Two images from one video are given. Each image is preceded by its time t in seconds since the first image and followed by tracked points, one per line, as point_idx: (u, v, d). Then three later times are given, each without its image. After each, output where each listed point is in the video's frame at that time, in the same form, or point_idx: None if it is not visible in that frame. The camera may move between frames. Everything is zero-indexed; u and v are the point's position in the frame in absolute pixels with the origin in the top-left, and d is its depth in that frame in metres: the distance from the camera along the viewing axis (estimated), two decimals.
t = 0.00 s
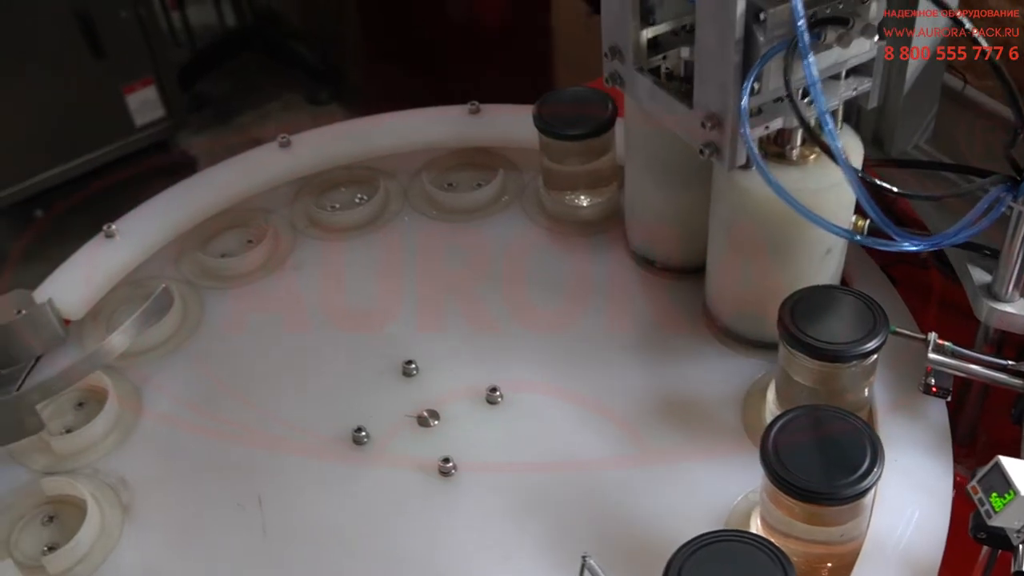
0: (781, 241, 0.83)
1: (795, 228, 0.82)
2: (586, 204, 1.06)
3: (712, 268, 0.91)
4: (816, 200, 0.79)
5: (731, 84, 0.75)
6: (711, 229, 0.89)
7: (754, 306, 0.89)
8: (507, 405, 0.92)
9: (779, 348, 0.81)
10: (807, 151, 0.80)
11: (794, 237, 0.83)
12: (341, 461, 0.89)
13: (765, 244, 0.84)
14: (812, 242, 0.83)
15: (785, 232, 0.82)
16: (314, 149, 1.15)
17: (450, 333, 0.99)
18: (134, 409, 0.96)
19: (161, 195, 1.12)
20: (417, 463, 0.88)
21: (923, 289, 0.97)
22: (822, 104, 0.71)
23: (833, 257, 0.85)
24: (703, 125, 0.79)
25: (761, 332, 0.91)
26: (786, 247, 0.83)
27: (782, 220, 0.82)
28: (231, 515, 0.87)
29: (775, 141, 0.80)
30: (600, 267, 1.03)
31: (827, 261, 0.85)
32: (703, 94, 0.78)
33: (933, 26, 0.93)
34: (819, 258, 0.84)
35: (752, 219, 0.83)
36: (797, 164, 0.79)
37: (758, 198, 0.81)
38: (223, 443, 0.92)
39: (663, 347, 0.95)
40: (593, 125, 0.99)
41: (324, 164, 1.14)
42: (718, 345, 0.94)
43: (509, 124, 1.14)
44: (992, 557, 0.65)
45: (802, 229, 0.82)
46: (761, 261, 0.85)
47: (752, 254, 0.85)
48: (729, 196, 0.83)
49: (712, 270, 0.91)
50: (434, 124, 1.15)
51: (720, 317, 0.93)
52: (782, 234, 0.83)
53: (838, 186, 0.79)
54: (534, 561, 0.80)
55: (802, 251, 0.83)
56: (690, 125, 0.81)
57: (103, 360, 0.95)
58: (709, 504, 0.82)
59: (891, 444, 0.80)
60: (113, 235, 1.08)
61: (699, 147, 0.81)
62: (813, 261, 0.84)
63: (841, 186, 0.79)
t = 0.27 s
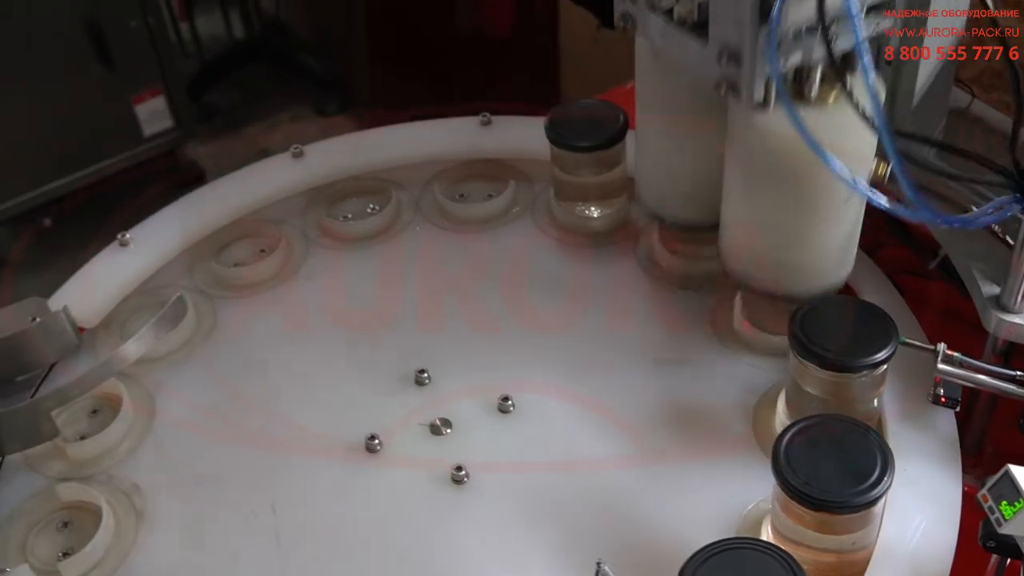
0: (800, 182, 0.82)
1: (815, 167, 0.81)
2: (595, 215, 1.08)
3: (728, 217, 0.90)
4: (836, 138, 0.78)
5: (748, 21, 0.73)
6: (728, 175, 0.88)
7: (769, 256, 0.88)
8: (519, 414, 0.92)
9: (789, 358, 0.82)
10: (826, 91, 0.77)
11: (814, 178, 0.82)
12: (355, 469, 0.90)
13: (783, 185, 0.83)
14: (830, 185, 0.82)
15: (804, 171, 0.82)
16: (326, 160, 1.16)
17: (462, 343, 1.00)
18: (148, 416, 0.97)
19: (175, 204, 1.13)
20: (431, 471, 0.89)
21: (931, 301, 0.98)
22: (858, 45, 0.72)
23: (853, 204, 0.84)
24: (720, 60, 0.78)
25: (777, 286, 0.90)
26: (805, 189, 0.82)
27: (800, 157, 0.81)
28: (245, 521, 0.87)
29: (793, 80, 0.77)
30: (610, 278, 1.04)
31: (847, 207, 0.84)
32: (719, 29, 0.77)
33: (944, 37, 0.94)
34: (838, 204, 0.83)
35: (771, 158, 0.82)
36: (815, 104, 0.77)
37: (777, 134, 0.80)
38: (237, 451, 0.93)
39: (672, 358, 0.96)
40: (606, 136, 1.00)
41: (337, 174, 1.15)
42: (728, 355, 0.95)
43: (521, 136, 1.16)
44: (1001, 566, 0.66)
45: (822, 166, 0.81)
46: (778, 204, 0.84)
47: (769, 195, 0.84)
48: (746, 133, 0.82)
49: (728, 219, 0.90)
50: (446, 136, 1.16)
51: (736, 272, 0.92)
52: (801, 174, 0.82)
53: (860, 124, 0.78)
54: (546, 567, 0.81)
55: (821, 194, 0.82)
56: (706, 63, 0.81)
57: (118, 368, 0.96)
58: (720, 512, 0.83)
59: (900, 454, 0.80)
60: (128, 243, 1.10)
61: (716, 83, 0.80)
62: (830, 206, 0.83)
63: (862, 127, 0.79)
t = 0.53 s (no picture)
0: (818, 96, 0.77)
1: (836, 76, 0.76)
2: (604, 229, 1.09)
3: (741, 140, 0.85)
4: (861, 48, 0.73)
5: None
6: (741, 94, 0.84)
7: (783, 179, 0.82)
8: (529, 427, 0.94)
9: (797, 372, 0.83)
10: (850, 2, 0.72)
11: (833, 92, 0.77)
12: (367, 480, 0.91)
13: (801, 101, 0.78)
14: (849, 100, 0.77)
15: (824, 81, 0.76)
16: (338, 174, 1.17)
17: (472, 356, 1.01)
18: (161, 427, 0.99)
19: (188, 217, 1.15)
20: (442, 482, 0.90)
21: (937, 315, 0.99)
22: None
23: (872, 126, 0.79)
24: None
25: (790, 215, 0.84)
26: (823, 104, 0.77)
27: (820, 66, 0.76)
28: (258, 532, 0.88)
29: None
30: (618, 292, 1.05)
31: (865, 127, 0.78)
32: None
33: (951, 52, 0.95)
34: (856, 123, 0.78)
35: (786, 68, 0.77)
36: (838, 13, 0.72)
37: (796, 42, 0.75)
38: (249, 462, 0.94)
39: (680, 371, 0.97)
40: (614, 152, 1.01)
41: (349, 187, 1.17)
42: (735, 368, 0.96)
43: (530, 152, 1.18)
44: None
45: (843, 77, 0.76)
46: (794, 120, 0.79)
47: (784, 110, 0.79)
48: (762, 45, 0.78)
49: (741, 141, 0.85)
50: (457, 151, 1.18)
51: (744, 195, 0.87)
52: (821, 86, 0.76)
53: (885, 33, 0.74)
54: None
55: (838, 110, 0.77)
56: None
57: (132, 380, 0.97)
58: (728, 523, 0.84)
59: (906, 466, 0.81)
60: (141, 255, 1.11)
61: None
62: (848, 125, 0.78)
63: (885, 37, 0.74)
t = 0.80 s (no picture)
0: (827, 87, 0.78)
1: (845, 65, 0.77)
2: (609, 243, 1.10)
3: (750, 134, 0.86)
4: (866, 42, 0.75)
5: None
6: (751, 85, 0.85)
7: (792, 170, 0.84)
8: (536, 439, 0.94)
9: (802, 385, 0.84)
10: None
11: (843, 84, 0.78)
12: (375, 492, 0.92)
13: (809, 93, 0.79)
14: (856, 91, 0.78)
15: (832, 72, 0.77)
16: (345, 188, 1.18)
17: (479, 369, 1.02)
18: (170, 438, 0.99)
19: (196, 229, 1.16)
20: (451, 494, 0.91)
21: (941, 330, 1.00)
22: None
23: (880, 119, 0.80)
24: None
25: (798, 208, 0.86)
26: (833, 95, 0.78)
27: (830, 57, 0.77)
28: (267, 543, 0.89)
29: None
30: (624, 305, 1.06)
31: (873, 121, 0.80)
32: None
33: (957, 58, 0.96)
34: (863, 114, 0.79)
35: (797, 59, 0.78)
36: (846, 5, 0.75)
37: (806, 34, 0.77)
38: (258, 473, 0.95)
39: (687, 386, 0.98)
40: (619, 166, 1.02)
41: (356, 200, 1.18)
42: (740, 381, 0.97)
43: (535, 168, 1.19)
44: None
45: (852, 66, 0.77)
46: (802, 112, 0.80)
47: (792, 102, 0.80)
48: (771, 38, 0.79)
49: (750, 135, 0.86)
50: (465, 166, 1.19)
51: (753, 189, 0.89)
52: (830, 76, 0.78)
53: (892, 14, 0.75)
54: None
55: (846, 102, 0.79)
56: None
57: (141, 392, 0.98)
58: (733, 535, 0.85)
59: (910, 479, 0.82)
60: (150, 267, 1.11)
61: None
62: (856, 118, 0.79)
63: (891, 18, 0.75)
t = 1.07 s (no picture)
0: (837, 110, 0.79)
1: (854, 87, 0.78)
2: (614, 257, 1.11)
3: (755, 156, 0.87)
4: (876, 61, 0.76)
5: None
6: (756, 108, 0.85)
7: (798, 193, 0.84)
8: (544, 451, 0.95)
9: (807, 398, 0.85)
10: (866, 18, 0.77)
11: (853, 108, 0.79)
12: (382, 503, 0.92)
13: (820, 117, 0.79)
14: (865, 114, 0.79)
15: (841, 94, 0.78)
16: (352, 203, 1.19)
17: (485, 381, 1.02)
18: (179, 448, 1.00)
19: (204, 241, 1.17)
20: (459, 505, 0.91)
21: (946, 344, 1.01)
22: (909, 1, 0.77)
23: (887, 139, 0.81)
24: None
25: (803, 228, 0.86)
26: (842, 119, 0.79)
27: (841, 80, 0.78)
28: (275, 553, 0.90)
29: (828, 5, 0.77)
30: (630, 318, 1.07)
31: (880, 141, 0.81)
32: None
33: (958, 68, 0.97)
34: (872, 136, 0.80)
35: (808, 83, 0.79)
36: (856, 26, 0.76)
37: (818, 57, 0.77)
38: (266, 484, 0.96)
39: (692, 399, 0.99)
40: (626, 181, 1.03)
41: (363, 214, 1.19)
42: (745, 394, 0.98)
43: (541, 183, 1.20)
44: None
45: (861, 87, 0.78)
46: (811, 135, 0.81)
47: (801, 126, 0.81)
48: (781, 62, 0.79)
49: (755, 158, 0.87)
50: (470, 182, 1.20)
51: (757, 214, 0.89)
52: (841, 99, 0.78)
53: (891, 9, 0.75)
54: None
55: (855, 125, 0.79)
56: None
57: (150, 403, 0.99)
58: (740, 546, 0.85)
59: (916, 492, 0.83)
60: (158, 279, 1.12)
61: None
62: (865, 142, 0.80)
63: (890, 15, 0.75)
